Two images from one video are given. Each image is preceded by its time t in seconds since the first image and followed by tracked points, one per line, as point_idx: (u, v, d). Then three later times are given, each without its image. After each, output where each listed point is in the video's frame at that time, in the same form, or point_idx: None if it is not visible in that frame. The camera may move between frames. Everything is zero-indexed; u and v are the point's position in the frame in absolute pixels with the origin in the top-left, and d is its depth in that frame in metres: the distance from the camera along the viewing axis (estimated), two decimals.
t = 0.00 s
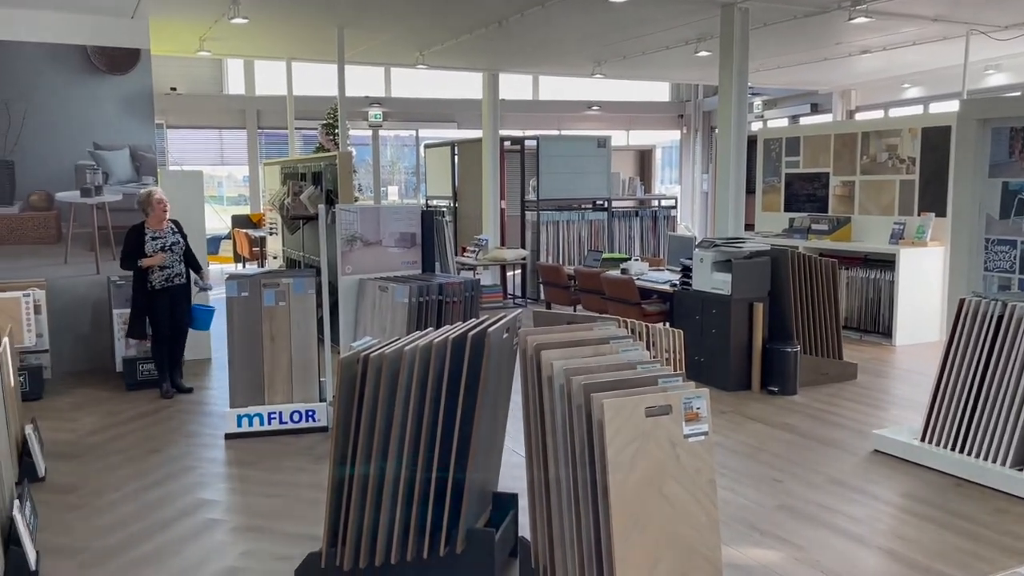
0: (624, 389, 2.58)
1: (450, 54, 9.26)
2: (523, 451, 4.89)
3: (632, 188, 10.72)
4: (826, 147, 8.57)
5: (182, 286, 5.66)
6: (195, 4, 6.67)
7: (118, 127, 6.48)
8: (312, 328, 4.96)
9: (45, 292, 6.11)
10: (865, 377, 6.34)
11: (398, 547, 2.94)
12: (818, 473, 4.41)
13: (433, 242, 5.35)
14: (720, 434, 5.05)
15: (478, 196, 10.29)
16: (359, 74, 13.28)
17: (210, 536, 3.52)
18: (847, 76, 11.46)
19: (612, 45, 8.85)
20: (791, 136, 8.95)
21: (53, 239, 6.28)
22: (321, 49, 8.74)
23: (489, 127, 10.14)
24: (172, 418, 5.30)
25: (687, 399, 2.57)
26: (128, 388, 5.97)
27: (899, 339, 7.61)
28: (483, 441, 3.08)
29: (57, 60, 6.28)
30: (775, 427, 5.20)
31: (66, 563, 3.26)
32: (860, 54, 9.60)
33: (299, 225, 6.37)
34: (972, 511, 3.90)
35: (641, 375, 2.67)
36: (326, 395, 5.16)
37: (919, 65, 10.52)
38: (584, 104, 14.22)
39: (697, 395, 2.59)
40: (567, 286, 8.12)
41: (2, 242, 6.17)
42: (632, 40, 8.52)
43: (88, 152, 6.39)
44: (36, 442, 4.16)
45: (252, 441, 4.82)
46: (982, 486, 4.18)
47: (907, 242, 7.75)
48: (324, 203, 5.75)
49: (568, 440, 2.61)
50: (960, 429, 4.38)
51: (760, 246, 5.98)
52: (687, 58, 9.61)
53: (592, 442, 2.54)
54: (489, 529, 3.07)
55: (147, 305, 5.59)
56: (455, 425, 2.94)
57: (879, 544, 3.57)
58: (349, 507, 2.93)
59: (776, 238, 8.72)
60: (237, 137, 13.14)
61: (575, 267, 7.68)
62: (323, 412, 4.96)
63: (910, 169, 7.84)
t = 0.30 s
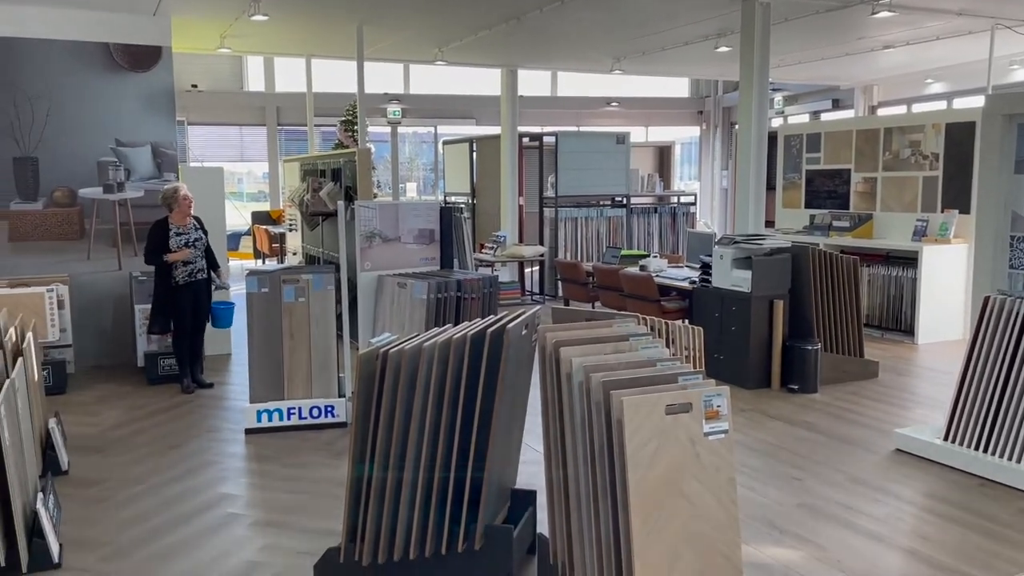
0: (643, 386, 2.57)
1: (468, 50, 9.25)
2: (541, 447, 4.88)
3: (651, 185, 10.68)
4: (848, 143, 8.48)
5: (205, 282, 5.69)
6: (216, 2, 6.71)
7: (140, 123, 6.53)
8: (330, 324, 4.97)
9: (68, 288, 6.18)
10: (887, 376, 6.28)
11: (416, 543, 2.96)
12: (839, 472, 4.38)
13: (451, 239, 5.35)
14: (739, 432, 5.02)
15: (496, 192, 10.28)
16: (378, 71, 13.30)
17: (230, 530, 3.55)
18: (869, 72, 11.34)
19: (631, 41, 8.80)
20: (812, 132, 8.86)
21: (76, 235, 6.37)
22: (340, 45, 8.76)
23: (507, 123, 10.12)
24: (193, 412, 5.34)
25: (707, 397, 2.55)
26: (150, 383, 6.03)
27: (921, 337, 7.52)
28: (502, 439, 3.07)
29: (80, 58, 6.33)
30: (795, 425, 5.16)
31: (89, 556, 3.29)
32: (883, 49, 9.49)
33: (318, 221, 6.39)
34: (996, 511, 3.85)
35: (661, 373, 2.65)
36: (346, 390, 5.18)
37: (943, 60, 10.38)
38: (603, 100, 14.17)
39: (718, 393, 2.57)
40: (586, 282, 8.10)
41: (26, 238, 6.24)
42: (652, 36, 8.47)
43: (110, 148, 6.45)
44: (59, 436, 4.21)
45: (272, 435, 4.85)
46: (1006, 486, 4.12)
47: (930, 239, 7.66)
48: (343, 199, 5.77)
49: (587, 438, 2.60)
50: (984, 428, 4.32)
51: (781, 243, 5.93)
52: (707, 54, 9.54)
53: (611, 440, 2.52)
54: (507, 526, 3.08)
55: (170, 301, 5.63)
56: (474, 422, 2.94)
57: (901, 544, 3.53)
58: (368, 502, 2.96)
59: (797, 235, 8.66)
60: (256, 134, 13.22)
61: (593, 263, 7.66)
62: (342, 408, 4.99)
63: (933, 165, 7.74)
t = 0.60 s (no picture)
0: (666, 383, 2.55)
1: (490, 46, 9.24)
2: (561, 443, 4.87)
3: (672, 180, 10.62)
4: (872, 139, 8.38)
5: (228, 277, 5.75)
6: None
7: (164, 119, 6.58)
8: (352, 318, 4.99)
9: (93, 283, 6.25)
10: (911, 374, 6.20)
11: (437, 538, 2.97)
12: (863, 471, 4.33)
13: (472, 234, 5.34)
14: (761, 430, 4.98)
15: (517, 188, 10.27)
16: (398, 67, 13.33)
17: (253, 524, 3.57)
18: (894, 66, 11.20)
19: (653, 36, 8.75)
20: (836, 127, 8.76)
21: (101, 230, 6.41)
22: (362, 41, 8.79)
23: (528, 119, 10.10)
24: (215, 406, 5.39)
25: (732, 394, 2.53)
26: (174, 377, 6.09)
27: (947, 335, 7.43)
28: (524, 434, 3.07)
29: (105, 55, 6.40)
30: (817, 423, 5.11)
31: (114, 547, 3.33)
32: (909, 43, 9.37)
33: (340, 217, 6.41)
34: None
35: (684, 369, 2.63)
36: (367, 385, 5.19)
37: (970, 54, 10.23)
38: (623, 95, 14.10)
39: (742, 390, 2.54)
40: (606, 279, 8.07)
41: (53, 233, 6.33)
42: (674, 30, 8.41)
43: (134, 144, 6.50)
44: (85, 428, 4.26)
45: (293, 430, 4.88)
46: None
47: (956, 236, 7.57)
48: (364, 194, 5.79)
49: (610, 434, 2.59)
50: (1012, 427, 4.25)
51: (804, 240, 5.88)
52: (730, 49, 9.46)
53: (633, 436, 2.51)
54: (528, 521, 3.08)
55: (195, 296, 5.67)
56: (496, 417, 2.94)
57: (925, 543, 3.49)
58: (390, 496, 2.98)
59: (819, 232, 8.59)
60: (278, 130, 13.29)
61: (613, 259, 7.64)
62: (363, 402, 5.00)
63: (960, 160, 7.62)
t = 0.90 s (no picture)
0: (692, 380, 2.53)
1: (512, 42, 9.22)
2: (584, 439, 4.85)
3: (695, 176, 10.57)
4: (898, 134, 8.26)
5: (252, 273, 5.79)
6: None
7: (188, 115, 6.62)
8: (374, 314, 5.01)
9: (119, 277, 6.31)
10: (938, 372, 6.12)
11: (460, 534, 2.98)
12: (889, 470, 4.28)
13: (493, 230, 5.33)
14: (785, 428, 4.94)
15: (538, 184, 10.25)
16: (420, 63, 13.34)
17: (276, 518, 3.59)
18: (921, 61, 11.04)
19: (676, 31, 8.69)
20: (861, 122, 8.63)
21: (127, 225, 6.48)
22: (384, 37, 8.81)
23: (549, 114, 10.07)
24: (238, 400, 5.43)
25: (757, 392, 2.51)
26: (197, 371, 6.13)
27: (974, 334, 7.32)
28: (546, 431, 3.06)
29: (131, 52, 6.45)
30: (842, 421, 5.05)
31: (140, 540, 3.36)
32: (937, 37, 9.23)
33: (362, 213, 6.42)
34: None
35: (709, 367, 2.61)
36: (388, 381, 5.20)
37: (1000, 48, 10.07)
38: (645, 91, 14.03)
39: (768, 388, 2.52)
40: (628, 275, 8.03)
41: (79, 228, 6.39)
42: (698, 25, 8.35)
43: (159, 140, 6.55)
44: (110, 422, 4.31)
45: (316, 425, 4.90)
46: None
47: (983, 233, 7.45)
48: (386, 190, 5.82)
49: (633, 432, 2.57)
50: None
51: (829, 236, 5.82)
52: (754, 43, 9.37)
53: (658, 433, 2.49)
54: (550, 518, 3.08)
55: (218, 291, 5.71)
56: (518, 415, 2.93)
57: (953, 543, 3.44)
58: (413, 492, 2.99)
59: (844, 228, 8.51)
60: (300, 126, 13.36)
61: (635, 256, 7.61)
62: (385, 398, 5.00)
63: (989, 156, 7.51)
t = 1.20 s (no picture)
0: (719, 379, 2.50)
1: (535, 38, 9.19)
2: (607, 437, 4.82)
3: (719, 173, 10.48)
4: (926, 130, 8.12)
5: (275, 269, 5.81)
6: None
7: (214, 113, 6.67)
8: (396, 310, 5.01)
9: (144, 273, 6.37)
10: (967, 372, 6.03)
11: (483, 532, 2.97)
12: (917, 472, 4.21)
13: (518, 229, 5.38)
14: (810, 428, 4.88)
15: (560, 180, 10.19)
16: (443, 59, 13.34)
17: (300, 513, 3.60)
18: (951, 56, 10.88)
19: (702, 27, 8.61)
20: (888, 118, 8.50)
21: (152, 221, 6.55)
22: (407, 34, 8.81)
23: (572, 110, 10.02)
24: (261, 396, 5.46)
25: (785, 392, 2.46)
26: (222, 366, 6.17)
27: (1004, 333, 7.20)
28: (570, 429, 3.05)
29: (158, 49, 6.50)
30: (870, 421, 4.98)
31: (165, 534, 3.38)
32: (967, 32, 9.08)
33: (384, 209, 6.44)
34: None
35: (736, 366, 2.57)
36: (411, 377, 5.21)
37: None
38: (669, 87, 13.94)
39: (796, 388, 2.48)
40: (651, 272, 7.98)
41: (106, 224, 6.46)
42: (724, 20, 8.26)
43: (185, 137, 6.60)
44: (136, 416, 4.35)
45: (339, 420, 4.92)
46: None
47: (1014, 230, 7.34)
48: (409, 187, 5.82)
49: (659, 431, 2.54)
50: None
51: (856, 234, 5.72)
52: (781, 39, 9.26)
53: (684, 433, 2.45)
54: (574, 517, 3.06)
55: (242, 286, 5.74)
56: (542, 413, 2.91)
57: (984, 547, 3.38)
58: (436, 490, 2.98)
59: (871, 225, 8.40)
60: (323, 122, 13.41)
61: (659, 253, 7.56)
62: (408, 394, 5.02)
63: (1020, 153, 7.37)
